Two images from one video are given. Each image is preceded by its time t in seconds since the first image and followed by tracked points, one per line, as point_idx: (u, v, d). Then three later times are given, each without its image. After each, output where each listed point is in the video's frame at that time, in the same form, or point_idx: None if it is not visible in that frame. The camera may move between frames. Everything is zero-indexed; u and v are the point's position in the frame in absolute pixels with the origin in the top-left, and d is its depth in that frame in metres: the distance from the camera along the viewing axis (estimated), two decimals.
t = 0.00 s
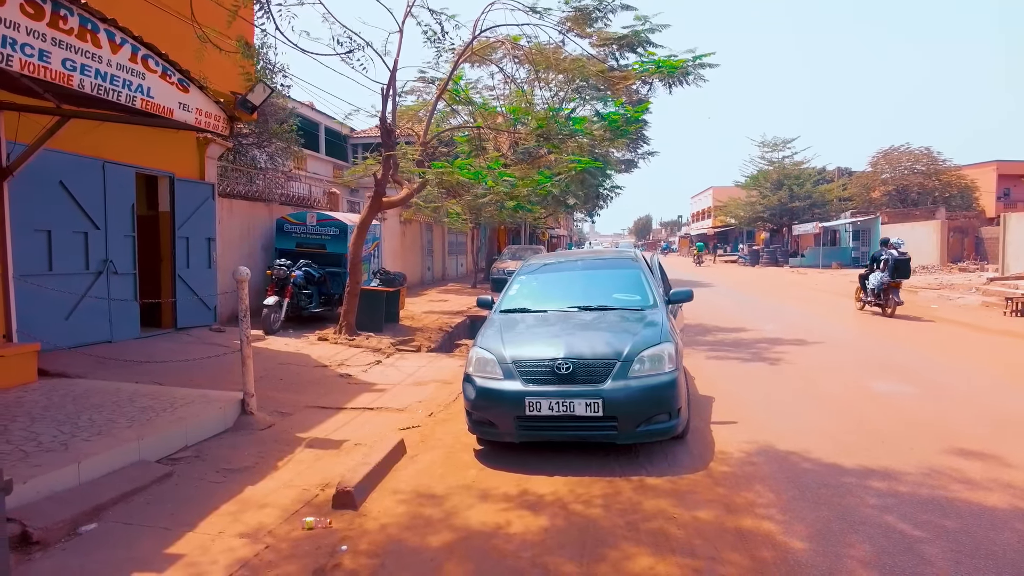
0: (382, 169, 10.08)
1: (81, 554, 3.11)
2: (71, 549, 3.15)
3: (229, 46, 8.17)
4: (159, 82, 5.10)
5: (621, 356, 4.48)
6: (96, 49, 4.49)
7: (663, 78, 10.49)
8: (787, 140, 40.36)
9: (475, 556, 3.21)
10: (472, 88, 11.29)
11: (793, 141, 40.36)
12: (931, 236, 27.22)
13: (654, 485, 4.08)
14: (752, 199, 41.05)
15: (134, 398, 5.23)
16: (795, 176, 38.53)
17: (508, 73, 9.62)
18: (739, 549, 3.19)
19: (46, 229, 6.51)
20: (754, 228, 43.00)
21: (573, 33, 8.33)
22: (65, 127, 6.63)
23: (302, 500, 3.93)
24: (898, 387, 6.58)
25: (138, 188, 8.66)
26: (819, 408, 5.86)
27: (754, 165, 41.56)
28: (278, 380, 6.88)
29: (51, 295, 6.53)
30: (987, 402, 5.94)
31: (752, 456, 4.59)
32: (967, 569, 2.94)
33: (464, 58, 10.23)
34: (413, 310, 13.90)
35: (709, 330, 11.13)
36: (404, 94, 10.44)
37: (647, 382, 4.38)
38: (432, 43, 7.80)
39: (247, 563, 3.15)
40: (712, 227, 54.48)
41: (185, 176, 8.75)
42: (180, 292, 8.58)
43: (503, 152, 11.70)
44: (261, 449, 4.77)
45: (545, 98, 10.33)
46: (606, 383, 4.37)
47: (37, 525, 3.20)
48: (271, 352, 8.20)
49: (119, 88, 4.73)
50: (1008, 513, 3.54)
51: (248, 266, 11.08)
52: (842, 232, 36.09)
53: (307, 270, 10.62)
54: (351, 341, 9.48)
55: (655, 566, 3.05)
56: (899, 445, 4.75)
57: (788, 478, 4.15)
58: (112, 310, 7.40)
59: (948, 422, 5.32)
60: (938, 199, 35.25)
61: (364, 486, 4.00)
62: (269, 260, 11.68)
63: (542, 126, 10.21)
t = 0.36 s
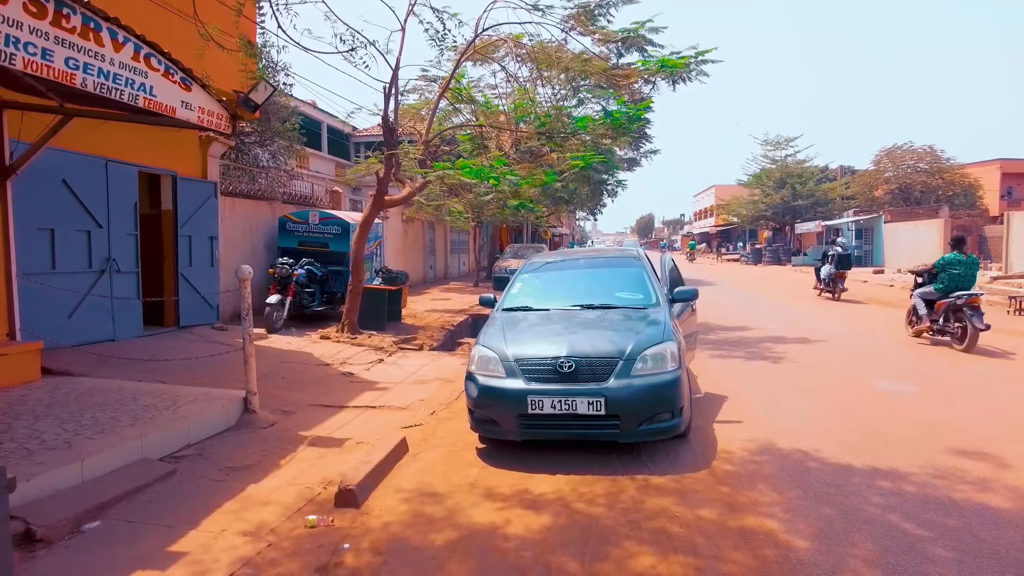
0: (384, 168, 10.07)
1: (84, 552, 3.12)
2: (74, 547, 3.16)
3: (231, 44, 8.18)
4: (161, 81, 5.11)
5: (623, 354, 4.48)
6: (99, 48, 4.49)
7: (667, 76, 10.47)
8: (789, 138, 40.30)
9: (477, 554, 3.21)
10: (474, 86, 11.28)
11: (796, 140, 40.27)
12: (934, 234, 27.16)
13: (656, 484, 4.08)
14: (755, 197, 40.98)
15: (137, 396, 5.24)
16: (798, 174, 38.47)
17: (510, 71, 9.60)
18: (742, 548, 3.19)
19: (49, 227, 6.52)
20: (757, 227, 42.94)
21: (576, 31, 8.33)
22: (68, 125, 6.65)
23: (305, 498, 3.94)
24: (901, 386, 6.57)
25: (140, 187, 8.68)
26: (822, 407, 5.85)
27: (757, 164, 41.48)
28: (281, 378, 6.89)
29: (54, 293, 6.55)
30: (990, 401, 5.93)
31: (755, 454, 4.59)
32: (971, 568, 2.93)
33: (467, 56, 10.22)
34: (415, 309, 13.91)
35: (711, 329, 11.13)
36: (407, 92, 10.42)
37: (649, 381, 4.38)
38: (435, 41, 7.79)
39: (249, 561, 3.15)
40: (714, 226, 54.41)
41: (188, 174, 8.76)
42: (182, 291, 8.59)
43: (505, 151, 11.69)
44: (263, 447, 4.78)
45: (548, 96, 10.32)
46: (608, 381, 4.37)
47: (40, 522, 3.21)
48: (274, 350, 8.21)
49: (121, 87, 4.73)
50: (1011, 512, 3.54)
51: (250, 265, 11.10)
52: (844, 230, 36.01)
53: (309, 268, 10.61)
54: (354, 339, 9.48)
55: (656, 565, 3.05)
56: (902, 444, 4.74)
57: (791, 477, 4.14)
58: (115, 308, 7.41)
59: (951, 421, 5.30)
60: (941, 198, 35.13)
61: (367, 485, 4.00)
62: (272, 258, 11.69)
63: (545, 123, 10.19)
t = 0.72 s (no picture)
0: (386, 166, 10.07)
1: (87, 549, 3.13)
2: (76, 545, 3.16)
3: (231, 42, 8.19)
4: (163, 79, 5.11)
5: (625, 352, 4.48)
6: (100, 47, 4.50)
7: (668, 74, 10.47)
8: (792, 136, 40.24)
9: (478, 552, 3.21)
10: (476, 85, 11.26)
11: (798, 138, 40.20)
12: (936, 233, 27.10)
13: (658, 483, 4.08)
14: (757, 196, 40.93)
15: (139, 394, 5.25)
16: (800, 173, 38.43)
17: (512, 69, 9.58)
18: (744, 547, 3.18)
19: (51, 226, 6.53)
20: (759, 225, 42.89)
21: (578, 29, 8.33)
22: (70, 124, 6.65)
23: (307, 496, 3.94)
24: (903, 385, 6.56)
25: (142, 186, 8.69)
26: (825, 405, 5.84)
27: (759, 162, 41.41)
28: (283, 376, 6.90)
29: (57, 292, 6.56)
30: (994, 400, 5.92)
31: (757, 453, 4.58)
32: (974, 567, 2.93)
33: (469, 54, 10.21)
34: (417, 307, 13.91)
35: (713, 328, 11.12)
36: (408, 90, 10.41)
37: (651, 379, 4.38)
38: (436, 40, 7.79)
39: (252, 559, 3.15)
40: (716, 224, 54.35)
41: (189, 173, 8.76)
42: (184, 289, 8.61)
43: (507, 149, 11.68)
44: (265, 445, 4.79)
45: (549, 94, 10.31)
46: (610, 379, 4.37)
47: (42, 520, 3.21)
48: (276, 349, 8.22)
49: (123, 85, 4.74)
50: (1014, 511, 3.53)
51: (252, 263, 11.11)
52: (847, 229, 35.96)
53: (311, 267, 10.61)
54: (356, 338, 9.49)
55: (658, 563, 3.05)
56: (904, 443, 4.73)
57: (793, 475, 4.14)
58: (118, 306, 7.42)
59: (954, 420, 5.29)
60: (944, 196, 35.03)
61: (368, 482, 4.01)
62: (274, 257, 11.70)
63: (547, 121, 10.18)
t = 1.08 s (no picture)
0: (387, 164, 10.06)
1: (89, 546, 3.14)
2: (79, 543, 3.17)
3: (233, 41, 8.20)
4: (164, 78, 5.12)
5: (627, 351, 4.48)
6: (102, 45, 4.50)
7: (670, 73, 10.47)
8: (793, 134, 40.18)
9: (479, 550, 3.22)
10: (477, 83, 11.25)
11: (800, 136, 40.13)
12: (938, 231, 27.05)
13: (659, 481, 4.08)
14: (758, 194, 40.90)
15: (141, 392, 5.26)
16: (802, 171, 38.40)
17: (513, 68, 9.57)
18: (745, 545, 3.19)
19: (53, 225, 6.54)
20: (761, 224, 42.84)
21: (579, 27, 8.32)
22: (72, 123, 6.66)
23: (308, 494, 3.95)
24: (905, 383, 6.55)
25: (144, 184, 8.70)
26: (826, 404, 5.84)
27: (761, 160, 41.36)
28: (284, 375, 6.91)
29: (59, 290, 6.57)
30: (995, 398, 5.91)
31: (759, 451, 4.58)
32: (975, 566, 2.92)
33: (470, 53, 10.20)
34: (418, 305, 13.94)
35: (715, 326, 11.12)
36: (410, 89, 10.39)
37: (653, 378, 4.38)
38: (438, 38, 7.77)
39: (254, 557, 3.16)
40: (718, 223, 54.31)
41: (191, 171, 8.77)
42: (186, 288, 8.62)
43: (509, 147, 11.67)
44: (266, 443, 4.79)
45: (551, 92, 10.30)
46: (611, 378, 4.37)
47: (45, 517, 3.22)
48: (277, 347, 8.23)
49: (125, 84, 4.74)
50: (1014, 510, 3.53)
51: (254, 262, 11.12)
52: (849, 227, 35.88)
53: (312, 265, 10.61)
54: (357, 336, 9.49)
55: (659, 561, 3.05)
56: (906, 441, 4.73)
57: (794, 474, 4.14)
58: (119, 304, 7.43)
59: (955, 419, 5.29)
60: (946, 194, 34.92)
61: (370, 480, 4.01)
62: (275, 255, 11.71)
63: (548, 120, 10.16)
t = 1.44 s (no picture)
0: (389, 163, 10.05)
1: (91, 545, 3.14)
2: (80, 541, 3.18)
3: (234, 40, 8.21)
4: (166, 77, 5.12)
5: (628, 349, 4.48)
6: (103, 45, 4.51)
7: (671, 73, 10.46)
8: (795, 133, 40.15)
9: (481, 550, 3.22)
10: (478, 82, 11.23)
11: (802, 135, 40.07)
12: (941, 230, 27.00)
13: (661, 480, 4.08)
14: (760, 193, 40.86)
15: (142, 391, 5.27)
16: (803, 169, 38.37)
17: (515, 66, 9.56)
18: (747, 544, 3.19)
19: (55, 224, 6.54)
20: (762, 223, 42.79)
21: (581, 26, 8.30)
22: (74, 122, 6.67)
23: (310, 493, 3.96)
24: (907, 382, 6.55)
25: (145, 183, 8.71)
26: (827, 403, 5.84)
27: (762, 159, 41.31)
28: (286, 373, 6.92)
29: (61, 289, 6.58)
30: (996, 397, 5.91)
31: (760, 451, 4.58)
32: (977, 565, 2.92)
33: (471, 51, 10.18)
34: (420, 304, 13.96)
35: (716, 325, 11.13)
36: (411, 88, 10.37)
37: (654, 377, 4.38)
38: (439, 37, 7.75)
39: (256, 555, 3.17)
40: (719, 222, 54.28)
41: (192, 170, 8.77)
42: (187, 286, 8.63)
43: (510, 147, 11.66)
44: (268, 442, 4.80)
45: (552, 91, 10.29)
46: (612, 377, 4.37)
47: (47, 516, 3.23)
48: (279, 346, 8.24)
49: (126, 83, 4.75)
50: (1016, 510, 3.53)
51: (255, 261, 11.13)
52: (851, 226, 35.83)
53: (314, 264, 10.62)
54: (358, 335, 9.51)
55: (660, 561, 3.06)
56: (907, 441, 4.73)
57: (796, 473, 4.14)
58: (121, 303, 7.44)
59: (957, 418, 5.29)
60: (948, 194, 34.79)
61: (371, 479, 4.02)
62: (277, 254, 11.72)
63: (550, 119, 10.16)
